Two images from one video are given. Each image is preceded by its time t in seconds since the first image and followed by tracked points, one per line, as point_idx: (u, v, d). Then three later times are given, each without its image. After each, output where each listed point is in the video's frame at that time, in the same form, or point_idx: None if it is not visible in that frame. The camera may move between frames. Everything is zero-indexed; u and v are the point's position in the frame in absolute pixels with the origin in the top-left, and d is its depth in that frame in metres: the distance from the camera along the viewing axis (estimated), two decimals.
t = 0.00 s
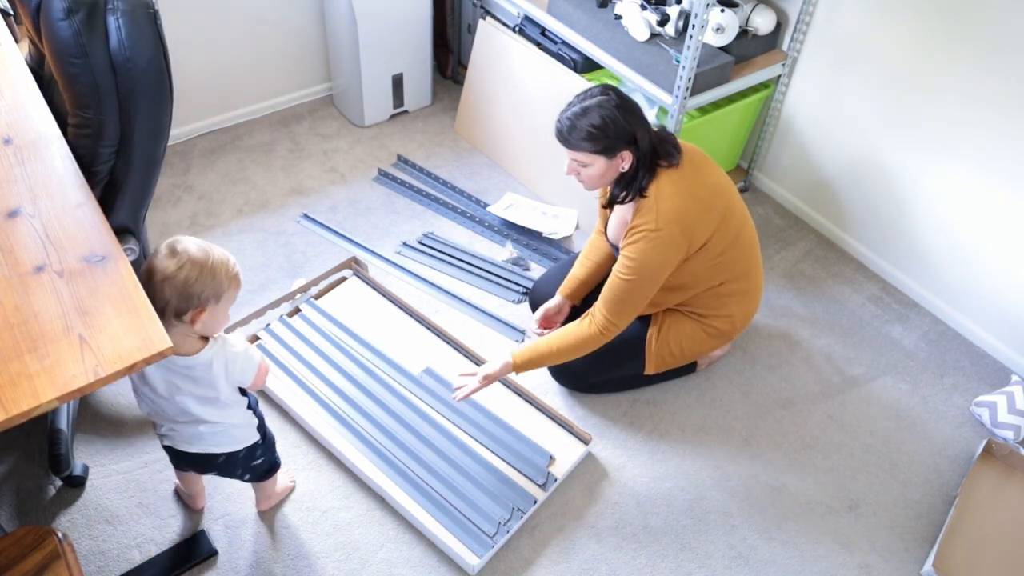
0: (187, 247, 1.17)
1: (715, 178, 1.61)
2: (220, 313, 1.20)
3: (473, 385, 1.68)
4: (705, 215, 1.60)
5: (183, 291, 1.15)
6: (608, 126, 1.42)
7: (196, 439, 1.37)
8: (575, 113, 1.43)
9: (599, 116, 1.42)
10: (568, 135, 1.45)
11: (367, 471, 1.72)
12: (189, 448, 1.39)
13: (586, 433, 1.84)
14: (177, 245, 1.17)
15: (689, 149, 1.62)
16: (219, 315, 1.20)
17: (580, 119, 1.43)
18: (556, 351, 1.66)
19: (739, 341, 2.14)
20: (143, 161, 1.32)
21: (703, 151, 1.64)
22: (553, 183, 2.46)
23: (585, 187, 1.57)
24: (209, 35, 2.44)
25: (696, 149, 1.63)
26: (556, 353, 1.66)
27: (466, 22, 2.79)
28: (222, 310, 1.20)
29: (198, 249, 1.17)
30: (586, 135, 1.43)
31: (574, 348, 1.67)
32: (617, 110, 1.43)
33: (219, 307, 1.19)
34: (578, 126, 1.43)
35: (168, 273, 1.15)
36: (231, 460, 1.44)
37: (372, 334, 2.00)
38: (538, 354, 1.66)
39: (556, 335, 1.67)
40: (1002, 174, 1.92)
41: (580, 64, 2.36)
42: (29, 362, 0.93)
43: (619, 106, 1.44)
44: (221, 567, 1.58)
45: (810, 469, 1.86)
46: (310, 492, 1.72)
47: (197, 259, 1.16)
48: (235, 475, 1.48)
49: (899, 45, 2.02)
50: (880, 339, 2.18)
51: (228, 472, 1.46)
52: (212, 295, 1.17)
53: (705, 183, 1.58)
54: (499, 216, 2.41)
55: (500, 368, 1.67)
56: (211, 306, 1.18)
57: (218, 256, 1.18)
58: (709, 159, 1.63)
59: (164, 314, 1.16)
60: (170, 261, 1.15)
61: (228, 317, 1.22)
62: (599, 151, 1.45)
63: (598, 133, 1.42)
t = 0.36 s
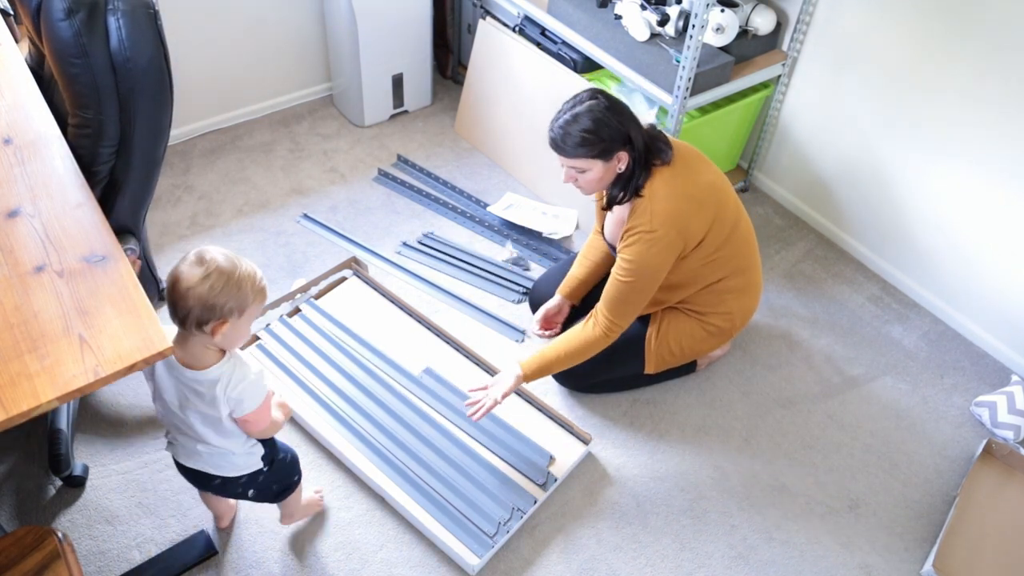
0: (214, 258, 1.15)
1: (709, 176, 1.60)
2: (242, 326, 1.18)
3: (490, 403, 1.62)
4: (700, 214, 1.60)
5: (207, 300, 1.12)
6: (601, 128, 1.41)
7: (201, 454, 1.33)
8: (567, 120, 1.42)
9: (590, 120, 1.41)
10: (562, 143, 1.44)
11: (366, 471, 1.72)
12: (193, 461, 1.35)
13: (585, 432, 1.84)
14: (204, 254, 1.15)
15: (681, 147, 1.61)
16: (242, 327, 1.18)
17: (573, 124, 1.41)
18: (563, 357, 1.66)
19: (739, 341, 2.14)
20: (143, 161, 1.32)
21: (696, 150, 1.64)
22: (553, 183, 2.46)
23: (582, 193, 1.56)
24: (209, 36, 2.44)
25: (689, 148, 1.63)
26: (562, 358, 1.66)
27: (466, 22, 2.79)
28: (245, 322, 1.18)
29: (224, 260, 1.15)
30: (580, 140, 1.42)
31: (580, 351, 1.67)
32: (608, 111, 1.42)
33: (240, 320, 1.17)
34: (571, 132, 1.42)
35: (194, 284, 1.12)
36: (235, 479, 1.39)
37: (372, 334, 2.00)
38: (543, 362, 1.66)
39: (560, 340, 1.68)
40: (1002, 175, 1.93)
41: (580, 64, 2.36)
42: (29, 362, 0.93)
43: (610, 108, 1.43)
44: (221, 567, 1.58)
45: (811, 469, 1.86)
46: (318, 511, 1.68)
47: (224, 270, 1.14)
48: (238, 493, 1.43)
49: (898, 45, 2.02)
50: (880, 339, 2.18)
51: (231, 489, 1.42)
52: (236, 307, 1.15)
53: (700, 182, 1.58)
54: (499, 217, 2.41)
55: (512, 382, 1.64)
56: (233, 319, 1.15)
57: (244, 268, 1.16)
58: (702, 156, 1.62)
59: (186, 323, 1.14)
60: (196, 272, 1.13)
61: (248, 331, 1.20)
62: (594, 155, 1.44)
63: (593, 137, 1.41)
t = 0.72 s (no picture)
0: (290, 279, 1.15)
1: (711, 177, 1.60)
2: (305, 346, 1.18)
3: (503, 410, 1.65)
4: (703, 215, 1.59)
5: (281, 322, 1.12)
6: (609, 122, 1.41)
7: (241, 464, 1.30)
8: (576, 111, 1.43)
9: (600, 113, 1.41)
10: (569, 133, 1.44)
11: (367, 471, 1.72)
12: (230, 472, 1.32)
13: (585, 433, 1.84)
14: (281, 277, 1.14)
15: (683, 148, 1.61)
16: (304, 346, 1.18)
17: (581, 116, 1.42)
18: (572, 362, 1.68)
19: (739, 341, 2.14)
20: (143, 161, 1.32)
21: (698, 150, 1.63)
22: (553, 183, 2.46)
23: (583, 192, 1.55)
24: (209, 36, 2.44)
25: (691, 149, 1.62)
26: (572, 363, 1.68)
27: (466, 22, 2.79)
28: (308, 342, 1.18)
29: (297, 280, 1.16)
30: (586, 132, 1.41)
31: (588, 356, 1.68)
32: (619, 107, 1.43)
33: (305, 340, 1.17)
34: (579, 124, 1.42)
35: (272, 302, 1.12)
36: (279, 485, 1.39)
37: (372, 334, 2.00)
38: (554, 367, 1.68)
39: (569, 346, 1.69)
40: (1002, 174, 1.92)
41: (580, 64, 2.36)
42: (29, 362, 0.93)
43: (619, 103, 1.43)
44: (221, 568, 1.58)
45: (811, 469, 1.86)
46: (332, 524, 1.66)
47: (300, 293, 1.14)
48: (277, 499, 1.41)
49: (898, 46, 2.02)
50: (880, 339, 2.18)
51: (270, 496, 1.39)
52: (306, 329, 1.16)
53: (702, 183, 1.58)
54: (499, 216, 2.41)
55: (523, 391, 1.66)
56: (301, 340, 1.16)
57: (315, 289, 1.17)
58: (705, 157, 1.62)
59: (257, 342, 1.13)
60: (274, 292, 1.13)
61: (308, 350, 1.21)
62: (600, 150, 1.44)
63: (599, 130, 1.41)
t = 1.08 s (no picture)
0: (327, 335, 1.34)
1: (711, 179, 1.60)
2: (339, 393, 1.37)
3: (509, 413, 1.65)
4: (702, 216, 1.59)
5: (319, 370, 1.31)
6: (603, 131, 1.41)
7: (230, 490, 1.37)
8: (569, 118, 1.42)
9: (593, 121, 1.41)
10: (563, 142, 1.44)
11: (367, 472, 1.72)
12: (218, 498, 1.38)
13: (586, 432, 1.83)
14: (318, 332, 1.34)
15: (683, 149, 1.61)
16: (337, 393, 1.37)
17: (575, 123, 1.41)
18: (576, 366, 1.69)
19: (738, 341, 2.14)
20: (143, 161, 1.33)
21: (698, 151, 1.63)
22: (552, 183, 2.46)
23: (582, 194, 1.55)
24: (209, 36, 2.44)
25: (690, 150, 1.62)
26: (575, 366, 1.69)
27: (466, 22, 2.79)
28: (341, 390, 1.37)
29: (333, 336, 1.35)
30: (580, 140, 1.42)
31: (590, 360, 1.69)
32: (612, 116, 1.42)
33: (340, 387, 1.36)
34: (573, 132, 1.42)
35: (311, 355, 1.30)
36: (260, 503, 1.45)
37: (372, 334, 2.00)
38: (557, 371, 1.69)
39: (572, 349, 1.70)
40: (1003, 174, 1.92)
41: (580, 64, 2.35)
42: (29, 363, 0.93)
43: (613, 110, 1.43)
44: (221, 567, 1.58)
45: (811, 469, 1.86)
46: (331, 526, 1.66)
47: (332, 345, 1.33)
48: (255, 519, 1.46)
49: (897, 46, 2.02)
50: (880, 339, 2.18)
51: (243, 519, 1.43)
52: (340, 377, 1.34)
53: (701, 184, 1.57)
54: (499, 216, 2.41)
55: (529, 394, 1.67)
56: (335, 387, 1.35)
57: (348, 345, 1.37)
58: (704, 159, 1.62)
59: (299, 387, 1.31)
60: (313, 346, 1.32)
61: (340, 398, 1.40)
62: (594, 157, 1.44)
63: (592, 138, 1.41)
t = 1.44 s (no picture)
0: (346, 337, 1.39)
1: (711, 178, 1.60)
2: (350, 392, 1.42)
3: (509, 415, 1.67)
4: (702, 216, 1.59)
5: (337, 370, 1.35)
6: (600, 133, 1.41)
7: (247, 484, 1.36)
8: (566, 121, 1.42)
9: (590, 123, 1.40)
10: (560, 144, 1.44)
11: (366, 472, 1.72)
12: (235, 493, 1.36)
13: (586, 433, 1.83)
14: (339, 334, 1.39)
15: (683, 149, 1.61)
16: (350, 392, 1.42)
17: (572, 125, 1.41)
18: (577, 366, 1.69)
19: (738, 341, 2.14)
20: (144, 161, 1.33)
21: (698, 152, 1.63)
22: (552, 183, 2.46)
23: (582, 194, 1.56)
24: (209, 36, 2.44)
25: (689, 150, 1.62)
26: (577, 367, 1.69)
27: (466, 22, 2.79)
28: (354, 388, 1.42)
29: (350, 337, 1.39)
30: (578, 142, 1.42)
31: (592, 360, 1.69)
32: (610, 117, 1.42)
33: (352, 387, 1.41)
34: (571, 134, 1.42)
35: (331, 356, 1.34)
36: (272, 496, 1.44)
37: (372, 334, 2.00)
38: (558, 371, 1.69)
39: (573, 349, 1.70)
40: (1002, 175, 1.92)
41: (580, 64, 2.35)
42: (29, 362, 0.93)
43: (610, 111, 1.43)
44: (221, 567, 1.58)
45: (811, 469, 1.86)
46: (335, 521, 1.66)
47: (352, 348, 1.38)
48: (266, 512, 1.45)
49: (897, 47, 2.02)
50: (880, 339, 2.17)
51: (255, 513, 1.41)
52: (355, 378, 1.39)
53: (701, 184, 1.57)
54: (499, 217, 2.41)
55: (530, 395, 1.69)
56: (349, 387, 1.39)
57: (363, 345, 1.41)
58: (703, 159, 1.62)
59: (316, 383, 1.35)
60: (334, 346, 1.36)
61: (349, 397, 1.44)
62: (593, 158, 1.44)
63: (590, 140, 1.41)
